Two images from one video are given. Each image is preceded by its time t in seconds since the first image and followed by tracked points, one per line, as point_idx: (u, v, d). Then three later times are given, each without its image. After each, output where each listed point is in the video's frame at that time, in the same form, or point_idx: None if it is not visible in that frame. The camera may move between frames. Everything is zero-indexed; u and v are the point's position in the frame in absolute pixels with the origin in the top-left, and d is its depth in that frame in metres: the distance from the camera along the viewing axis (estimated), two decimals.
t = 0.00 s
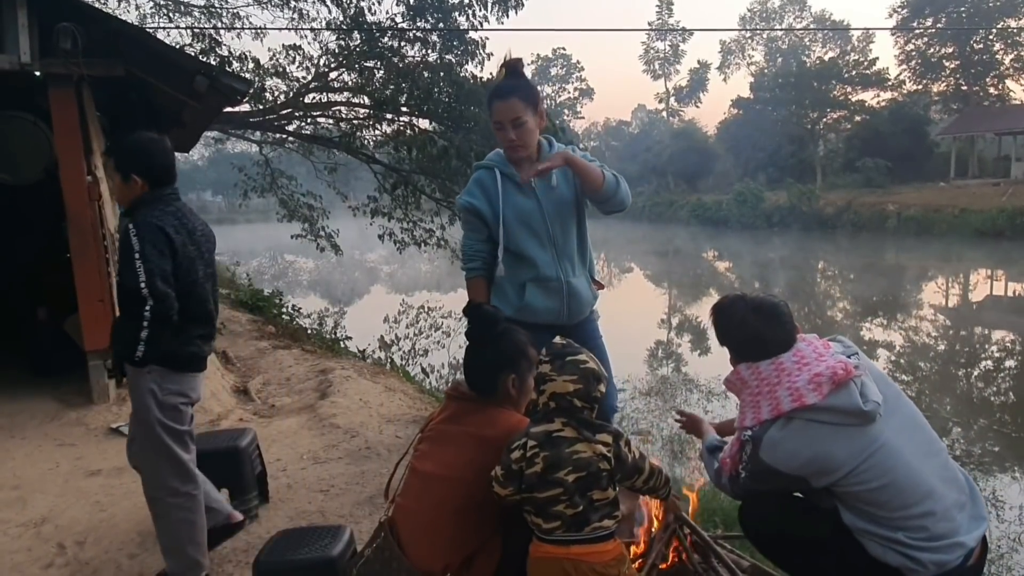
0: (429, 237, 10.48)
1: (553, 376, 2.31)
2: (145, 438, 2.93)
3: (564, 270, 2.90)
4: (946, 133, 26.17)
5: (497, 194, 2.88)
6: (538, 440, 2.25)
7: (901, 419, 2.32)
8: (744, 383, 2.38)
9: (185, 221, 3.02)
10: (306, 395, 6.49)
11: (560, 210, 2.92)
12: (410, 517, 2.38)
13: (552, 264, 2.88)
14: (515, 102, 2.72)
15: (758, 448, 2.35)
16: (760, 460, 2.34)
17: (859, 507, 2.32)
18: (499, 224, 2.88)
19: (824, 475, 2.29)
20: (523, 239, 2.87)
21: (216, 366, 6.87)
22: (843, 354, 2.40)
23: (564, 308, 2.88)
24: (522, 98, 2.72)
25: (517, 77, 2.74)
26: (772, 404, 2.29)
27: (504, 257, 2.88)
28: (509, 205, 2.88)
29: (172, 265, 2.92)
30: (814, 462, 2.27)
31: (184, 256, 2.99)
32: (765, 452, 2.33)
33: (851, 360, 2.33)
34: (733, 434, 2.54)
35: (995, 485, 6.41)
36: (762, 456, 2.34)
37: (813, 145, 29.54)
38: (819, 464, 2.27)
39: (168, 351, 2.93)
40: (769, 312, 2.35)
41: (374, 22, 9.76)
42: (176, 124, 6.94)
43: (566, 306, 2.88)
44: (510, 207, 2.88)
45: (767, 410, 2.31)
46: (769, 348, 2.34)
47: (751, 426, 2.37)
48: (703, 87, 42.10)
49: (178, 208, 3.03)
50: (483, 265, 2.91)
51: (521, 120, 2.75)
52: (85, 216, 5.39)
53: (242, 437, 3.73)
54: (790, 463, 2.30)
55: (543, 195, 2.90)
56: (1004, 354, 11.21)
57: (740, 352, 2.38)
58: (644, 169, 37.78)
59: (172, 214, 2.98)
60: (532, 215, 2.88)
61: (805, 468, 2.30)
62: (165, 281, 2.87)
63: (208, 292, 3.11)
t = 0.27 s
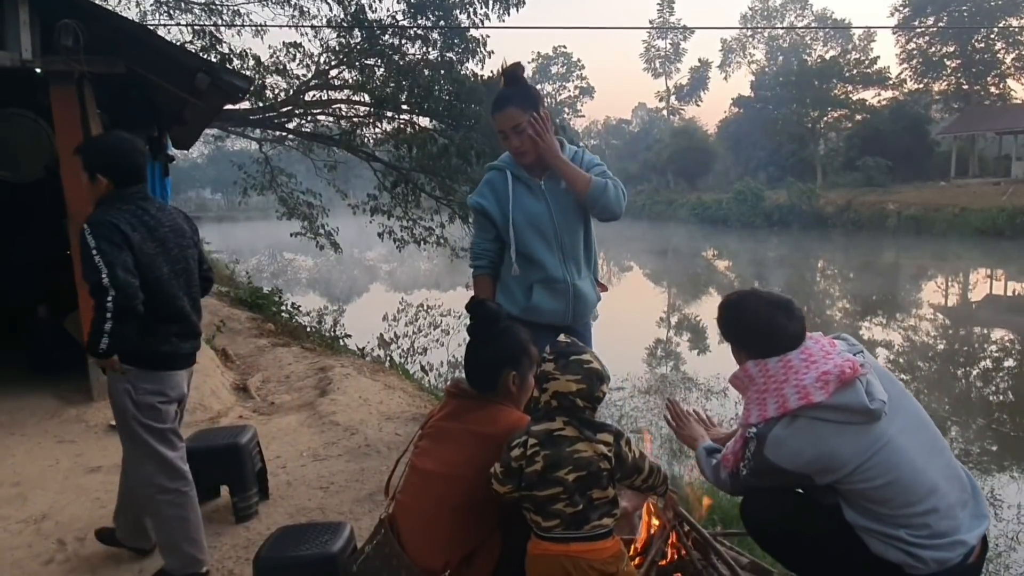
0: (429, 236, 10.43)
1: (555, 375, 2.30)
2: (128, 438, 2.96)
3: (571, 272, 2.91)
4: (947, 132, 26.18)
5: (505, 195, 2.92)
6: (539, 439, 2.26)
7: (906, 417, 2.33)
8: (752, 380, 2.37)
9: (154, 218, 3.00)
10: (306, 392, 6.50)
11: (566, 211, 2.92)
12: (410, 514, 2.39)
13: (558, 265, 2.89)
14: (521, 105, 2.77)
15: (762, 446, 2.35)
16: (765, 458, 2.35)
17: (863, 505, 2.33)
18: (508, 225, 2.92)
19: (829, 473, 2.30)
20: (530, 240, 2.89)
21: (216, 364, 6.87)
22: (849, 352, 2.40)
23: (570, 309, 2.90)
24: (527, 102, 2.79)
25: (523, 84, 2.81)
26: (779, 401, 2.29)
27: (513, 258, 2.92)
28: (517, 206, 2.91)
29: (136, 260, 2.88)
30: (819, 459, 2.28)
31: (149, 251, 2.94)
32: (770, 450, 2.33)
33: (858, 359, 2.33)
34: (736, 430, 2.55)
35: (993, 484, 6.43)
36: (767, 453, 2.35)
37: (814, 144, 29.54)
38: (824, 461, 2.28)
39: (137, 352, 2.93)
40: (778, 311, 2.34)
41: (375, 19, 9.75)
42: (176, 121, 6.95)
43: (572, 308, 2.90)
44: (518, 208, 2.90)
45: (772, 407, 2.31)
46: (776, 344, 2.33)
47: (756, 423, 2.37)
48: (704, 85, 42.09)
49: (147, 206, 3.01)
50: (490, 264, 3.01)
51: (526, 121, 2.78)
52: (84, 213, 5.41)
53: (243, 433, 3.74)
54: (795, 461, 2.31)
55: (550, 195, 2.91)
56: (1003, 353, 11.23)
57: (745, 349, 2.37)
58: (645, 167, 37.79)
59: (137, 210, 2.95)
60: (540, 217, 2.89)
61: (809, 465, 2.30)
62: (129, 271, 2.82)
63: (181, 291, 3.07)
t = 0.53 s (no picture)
0: (429, 234, 10.40)
1: (551, 374, 2.30)
2: (104, 440, 2.99)
3: (571, 290, 3.08)
4: (947, 131, 26.15)
5: (514, 212, 3.07)
6: (537, 438, 2.27)
7: (908, 415, 2.33)
8: (760, 376, 2.35)
9: (126, 219, 2.99)
10: (306, 390, 6.51)
11: (569, 232, 3.08)
12: (408, 511, 2.40)
13: (560, 285, 3.06)
14: (539, 127, 2.90)
15: (765, 443, 2.35)
16: (767, 455, 2.35)
17: (864, 504, 2.34)
18: (515, 241, 3.07)
19: (830, 471, 2.30)
20: (536, 259, 3.05)
21: (216, 361, 6.86)
22: (853, 351, 2.39)
23: (568, 325, 3.09)
24: (545, 122, 2.91)
25: (538, 108, 2.93)
26: (785, 398, 2.29)
27: (518, 274, 3.06)
28: (525, 224, 3.06)
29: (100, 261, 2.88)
30: (821, 457, 2.28)
31: (118, 252, 2.93)
32: (773, 447, 2.33)
33: (863, 358, 2.32)
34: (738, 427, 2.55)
35: (993, 483, 6.43)
36: (769, 451, 2.35)
37: (814, 143, 29.52)
38: (827, 461, 2.28)
39: (102, 349, 2.92)
40: (788, 308, 2.32)
41: (376, 17, 9.74)
42: (176, 118, 6.96)
43: (570, 324, 3.09)
44: (526, 227, 3.05)
45: (779, 405, 2.30)
46: (781, 342, 2.33)
47: (759, 420, 2.37)
48: (705, 84, 42.06)
49: (121, 208, 3.00)
50: (495, 275, 3.14)
51: (543, 145, 2.92)
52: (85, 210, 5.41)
53: (243, 431, 3.75)
54: (798, 459, 2.31)
55: (555, 217, 3.07)
56: (1003, 353, 11.22)
57: (752, 347, 2.36)
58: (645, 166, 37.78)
59: (108, 211, 2.95)
60: (545, 237, 3.05)
61: (811, 464, 2.31)
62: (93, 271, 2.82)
63: (151, 292, 3.05)
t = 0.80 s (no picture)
0: (429, 232, 10.35)
1: (547, 371, 2.31)
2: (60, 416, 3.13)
3: (561, 286, 3.14)
4: (948, 130, 26.12)
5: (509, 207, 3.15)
6: (535, 435, 2.27)
7: (908, 415, 2.34)
8: (761, 376, 2.34)
9: (105, 214, 3.08)
10: (305, 387, 6.50)
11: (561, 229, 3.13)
12: (408, 510, 2.40)
13: (550, 279, 3.13)
14: (531, 124, 2.96)
15: (767, 443, 2.34)
16: (769, 456, 2.34)
17: (866, 505, 2.33)
18: (508, 235, 3.17)
19: (833, 471, 2.29)
20: (527, 254, 3.14)
21: (216, 359, 6.85)
22: (856, 351, 2.39)
23: (558, 320, 3.15)
24: (537, 118, 2.96)
25: (533, 106, 2.98)
26: (788, 399, 2.28)
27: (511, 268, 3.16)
28: (518, 219, 3.15)
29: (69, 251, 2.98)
30: (823, 459, 2.27)
31: (89, 244, 3.02)
32: (775, 448, 2.32)
33: (866, 358, 2.32)
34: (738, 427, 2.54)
35: (992, 481, 6.43)
36: (771, 452, 2.33)
37: (815, 141, 29.49)
38: (829, 462, 2.27)
39: (68, 337, 3.03)
40: (789, 307, 2.31)
41: (376, 14, 9.72)
42: (177, 116, 6.96)
43: (560, 319, 3.15)
44: (519, 222, 3.14)
45: (783, 406, 2.29)
46: (783, 343, 2.32)
47: (762, 421, 2.36)
48: (705, 82, 42.01)
49: (102, 202, 3.09)
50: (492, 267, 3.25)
51: (534, 141, 2.96)
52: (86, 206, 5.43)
53: (243, 428, 3.75)
54: (800, 460, 2.30)
55: (548, 213, 3.13)
56: (1002, 352, 11.22)
57: (753, 347, 2.36)
58: (646, 164, 37.74)
59: (84, 204, 3.05)
60: (536, 233, 3.13)
61: (813, 465, 2.30)
62: (57, 261, 2.92)
63: (124, 287, 3.11)
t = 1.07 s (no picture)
0: (429, 230, 10.35)
1: (558, 365, 2.32)
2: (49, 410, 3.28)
3: (538, 285, 3.09)
4: (948, 129, 26.11)
5: (493, 202, 3.12)
6: (547, 429, 2.28)
7: (913, 410, 2.36)
8: (772, 374, 2.31)
9: (80, 208, 3.20)
10: (305, 385, 6.52)
11: (543, 231, 3.08)
12: (408, 507, 2.41)
13: (528, 277, 3.08)
14: (518, 121, 2.93)
15: (781, 441, 2.30)
16: (784, 454, 2.30)
17: (876, 500, 2.32)
18: (489, 232, 3.13)
19: (847, 467, 2.28)
20: (506, 250, 3.09)
21: (216, 356, 6.86)
22: (861, 346, 2.41)
23: (533, 319, 3.10)
24: (524, 116, 2.93)
25: (524, 99, 2.97)
26: (803, 396, 2.25)
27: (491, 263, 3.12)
28: (501, 216, 3.11)
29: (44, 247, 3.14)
30: (839, 454, 2.25)
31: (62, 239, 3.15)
32: (790, 445, 2.29)
33: (873, 354, 2.34)
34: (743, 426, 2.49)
35: (990, 480, 6.45)
36: (786, 449, 2.30)
37: (815, 140, 29.49)
38: (844, 457, 2.26)
39: (52, 331, 3.17)
40: (794, 303, 2.31)
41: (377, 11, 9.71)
42: (177, 113, 6.97)
43: (535, 318, 3.10)
44: (501, 218, 3.10)
45: (797, 402, 2.27)
46: (792, 339, 2.31)
47: (775, 419, 2.31)
48: (706, 81, 41.99)
49: (79, 198, 3.23)
50: (474, 261, 3.21)
51: (521, 138, 2.94)
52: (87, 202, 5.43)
53: (242, 425, 3.76)
54: (816, 456, 2.27)
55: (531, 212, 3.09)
56: (1001, 351, 11.24)
57: (759, 344, 2.33)
58: (646, 162, 37.74)
59: (61, 201, 3.20)
60: (518, 231, 3.09)
61: (827, 461, 2.28)
62: (29, 254, 3.09)
63: (101, 279, 3.20)
